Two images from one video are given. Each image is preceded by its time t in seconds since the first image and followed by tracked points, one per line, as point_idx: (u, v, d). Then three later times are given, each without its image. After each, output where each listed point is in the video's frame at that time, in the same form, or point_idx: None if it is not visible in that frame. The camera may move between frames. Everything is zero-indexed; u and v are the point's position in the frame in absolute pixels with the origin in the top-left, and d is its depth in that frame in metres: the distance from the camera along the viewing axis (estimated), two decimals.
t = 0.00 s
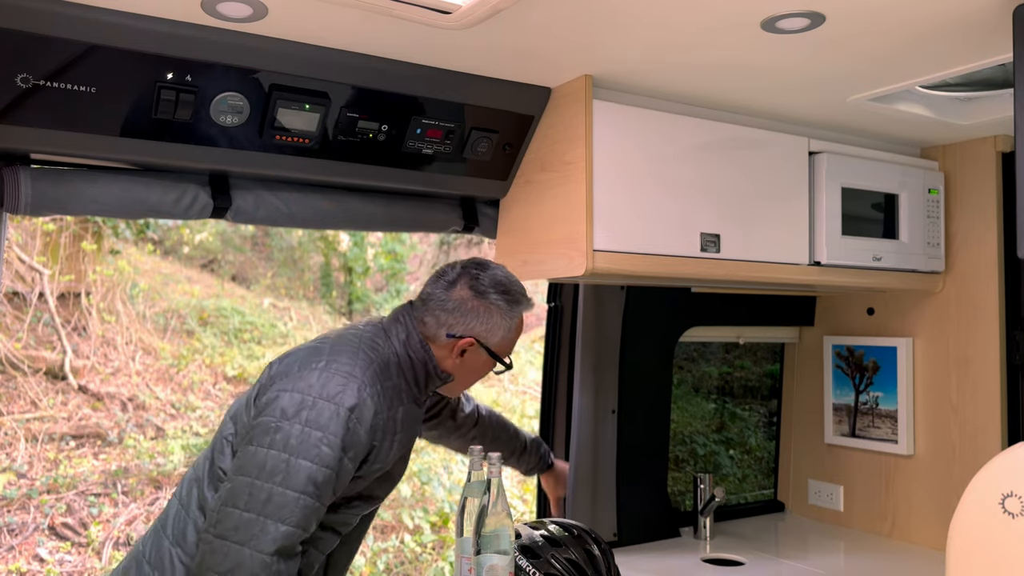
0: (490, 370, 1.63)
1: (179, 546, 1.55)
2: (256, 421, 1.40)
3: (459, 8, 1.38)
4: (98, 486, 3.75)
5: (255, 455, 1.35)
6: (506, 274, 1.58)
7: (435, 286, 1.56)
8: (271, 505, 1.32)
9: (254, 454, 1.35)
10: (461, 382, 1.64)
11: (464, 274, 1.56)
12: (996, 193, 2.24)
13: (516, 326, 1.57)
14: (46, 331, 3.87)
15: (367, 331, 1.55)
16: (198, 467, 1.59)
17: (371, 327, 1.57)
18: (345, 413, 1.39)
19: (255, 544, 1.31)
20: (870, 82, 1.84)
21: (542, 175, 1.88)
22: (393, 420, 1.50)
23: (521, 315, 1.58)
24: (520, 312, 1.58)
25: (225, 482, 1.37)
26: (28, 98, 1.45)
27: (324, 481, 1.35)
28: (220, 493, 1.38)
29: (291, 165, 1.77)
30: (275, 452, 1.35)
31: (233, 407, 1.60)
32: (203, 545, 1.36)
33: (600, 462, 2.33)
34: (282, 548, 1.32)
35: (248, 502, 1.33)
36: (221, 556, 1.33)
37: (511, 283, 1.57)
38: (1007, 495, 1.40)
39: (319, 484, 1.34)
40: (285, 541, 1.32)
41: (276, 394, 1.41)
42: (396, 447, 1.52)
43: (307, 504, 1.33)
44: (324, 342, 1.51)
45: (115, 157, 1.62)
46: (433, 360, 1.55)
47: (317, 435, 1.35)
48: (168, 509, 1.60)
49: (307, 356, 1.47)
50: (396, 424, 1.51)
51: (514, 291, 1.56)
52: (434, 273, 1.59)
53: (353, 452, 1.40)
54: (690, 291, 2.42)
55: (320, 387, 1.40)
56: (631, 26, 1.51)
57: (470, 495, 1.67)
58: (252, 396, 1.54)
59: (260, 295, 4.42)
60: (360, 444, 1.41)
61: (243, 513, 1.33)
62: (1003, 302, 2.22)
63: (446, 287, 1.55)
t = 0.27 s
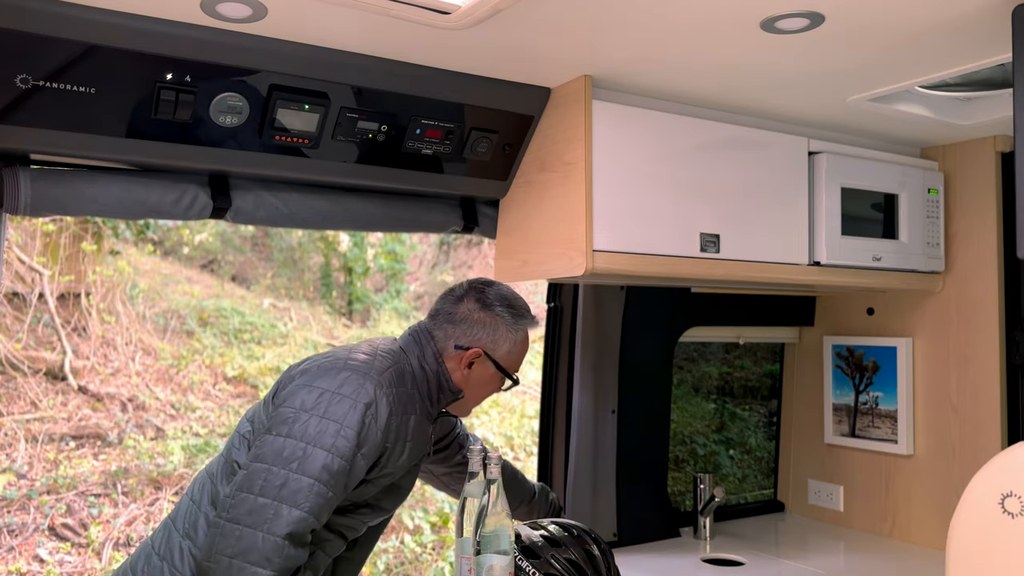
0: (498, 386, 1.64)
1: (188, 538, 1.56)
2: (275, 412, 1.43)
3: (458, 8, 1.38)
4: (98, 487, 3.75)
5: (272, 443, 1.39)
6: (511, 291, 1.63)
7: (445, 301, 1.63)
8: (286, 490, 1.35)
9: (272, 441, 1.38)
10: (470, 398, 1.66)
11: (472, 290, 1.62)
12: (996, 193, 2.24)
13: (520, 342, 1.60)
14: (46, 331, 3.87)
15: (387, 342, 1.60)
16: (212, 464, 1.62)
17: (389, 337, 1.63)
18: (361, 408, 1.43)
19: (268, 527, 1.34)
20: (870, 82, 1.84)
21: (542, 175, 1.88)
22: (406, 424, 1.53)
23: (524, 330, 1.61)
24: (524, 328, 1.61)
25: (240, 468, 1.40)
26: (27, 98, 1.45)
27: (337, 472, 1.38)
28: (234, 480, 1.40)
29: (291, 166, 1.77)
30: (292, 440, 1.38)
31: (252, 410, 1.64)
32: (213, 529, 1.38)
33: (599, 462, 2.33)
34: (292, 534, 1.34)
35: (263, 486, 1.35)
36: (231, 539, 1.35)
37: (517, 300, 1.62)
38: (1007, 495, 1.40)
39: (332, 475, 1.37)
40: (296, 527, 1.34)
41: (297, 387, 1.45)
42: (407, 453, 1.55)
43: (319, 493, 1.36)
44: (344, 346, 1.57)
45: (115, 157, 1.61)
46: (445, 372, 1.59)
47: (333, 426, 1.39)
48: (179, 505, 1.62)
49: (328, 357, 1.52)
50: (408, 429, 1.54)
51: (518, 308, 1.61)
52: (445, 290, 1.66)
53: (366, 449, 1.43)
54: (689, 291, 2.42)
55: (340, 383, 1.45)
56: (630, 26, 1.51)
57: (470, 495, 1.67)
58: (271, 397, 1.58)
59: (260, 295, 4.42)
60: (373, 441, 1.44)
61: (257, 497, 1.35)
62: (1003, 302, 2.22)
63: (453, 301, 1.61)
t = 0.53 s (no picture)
0: (493, 393, 1.67)
1: (186, 542, 1.56)
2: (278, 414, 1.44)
3: (459, 8, 1.39)
4: (98, 486, 3.75)
5: (276, 445, 1.39)
6: (507, 297, 1.67)
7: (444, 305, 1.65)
8: (290, 493, 1.36)
9: (276, 444, 1.39)
10: (466, 406, 1.68)
11: (470, 296, 1.65)
12: (996, 193, 2.24)
13: (518, 347, 1.64)
14: (46, 331, 3.87)
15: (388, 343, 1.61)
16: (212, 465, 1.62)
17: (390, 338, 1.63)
18: (366, 411, 1.43)
19: (272, 530, 1.35)
20: (870, 83, 1.84)
21: (542, 175, 1.88)
22: (409, 428, 1.54)
23: (521, 337, 1.65)
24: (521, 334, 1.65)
25: (244, 470, 1.40)
26: (28, 98, 1.45)
27: (341, 476, 1.39)
28: (237, 482, 1.41)
29: (291, 165, 1.77)
30: (297, 443, 1.39)
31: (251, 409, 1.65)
32: (216, 531, 1.38)
33: (599, 461, 2.34)
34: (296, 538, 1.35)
35: (268, 489, 1.36)
36: (235, 542, 1.36)
37: (513, 308, 1.66)
38: (1007, 495, 1.40)
39: (336, 479, 1.38)
40: (301, 531, 1.35)
41: (300, 389, 1.45)
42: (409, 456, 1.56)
43: (324, 496, 1.37)
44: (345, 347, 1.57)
45: (115, 157, 1.62)
46: (445, 381, 1.60)
47: (337, 429, 1.40)
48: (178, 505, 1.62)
49: (330, 358, 1.53)
50: (412, 432, 1.54)
51: (516, 314, 1.65)
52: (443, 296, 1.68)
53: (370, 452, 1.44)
54: (689, 291, 2.42)
55: (343, 385, 1.45)
56: (630, 26, 1.51)
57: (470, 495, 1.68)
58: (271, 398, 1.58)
59: (260, 295, 4.42)
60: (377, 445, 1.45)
61: (261, 501, 1.36)
62: (1003, 302, 2.22)
63: (453, 306, 1.64)
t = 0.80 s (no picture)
0: (492, 384, 1.67)
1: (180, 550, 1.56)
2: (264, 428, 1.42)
3: (459, 8, 1.39)
4: (98, 486, 3.75)
5: (261, 462, 1.38)
6: (508, 287, 1.65)
7: (441, 298, 1.63)
8: (275, 513, 1.34)
9: (261, 461, 1.37)
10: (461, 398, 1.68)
11: (468, 288, 1.63)
12: (996, 193, 2.24)
13: (518, 341, 1.62)
14: (46, 331, 3.87)
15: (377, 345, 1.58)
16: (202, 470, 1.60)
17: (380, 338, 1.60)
18: (352, 423, 1.41)
19: (259, 551, 1.33)
20: (870, 83, 1.84)
21: (542, 175, 1.88)
22: (399, 434, 1.51)
23: (523, 328, 1.63)
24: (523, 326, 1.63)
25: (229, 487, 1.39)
26: (27, 98, 1.45)
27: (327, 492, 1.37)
28: (223, 499, 1.40)
29: (291, 165, 1.77)
30: (282, 460, 1.37)
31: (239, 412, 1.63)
32: (204, 550, 1.38)
33: (599, 461, 2.35)
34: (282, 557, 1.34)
35: (253, 508, 1.35)
36: (220, 562, 1.35)
37: (514, 298, 1.64)
38: (1007, 495, 1.40)
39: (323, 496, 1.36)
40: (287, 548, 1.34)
41: (286, 402, 1.43)
42: (400, 461, 1.54)
43: (311, 513, 1.35)
44: (333, 351, 1.54)
45: (115, 157, 1.62)
46: (439, 374, 1.60)
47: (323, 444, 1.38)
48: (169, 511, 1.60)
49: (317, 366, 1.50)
50: (401, 438, 1.52)
51: (519, 306, 1.63)
52: (441, 286, 1.66)
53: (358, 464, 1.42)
54: (689, 291, 2.42)
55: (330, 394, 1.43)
56: (630, 26, 1.51)
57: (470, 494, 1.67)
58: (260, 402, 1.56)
59: (260, 295, 4.42)
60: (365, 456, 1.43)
61: (246, 520, 1.34)
62: (1003, 302, 2.22)
63: (451, 297, 1.62)
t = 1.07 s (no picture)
0: (478, 368, 1.60)
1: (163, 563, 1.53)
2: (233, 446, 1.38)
3: (459, 9, 1.38)
4: (98, 486, 3.75)
5: (234, 486, 1.34)
6: (497, 266, 1.57)
7: (424, 277, 1.56)
8: (255, 538, 1.31)
9: (235, 485, 1.34)
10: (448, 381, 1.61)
11: (451, 268, 1.55)
12: (996, 192, 2.24)
13: (505, 321, 1.56)
14: (46, 331, 3.86)
15: (346, 341, 1.51)
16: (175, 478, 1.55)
17: (349, 333, 1.53)
18: (325, 435, 1.36)
19: None
20: (870, 82, 1.84)
21: (542, 175, 1.88)
22: (375, 434, 1.46)
23: (512, 308, 1.56)
24: (512, 307, 1.56)
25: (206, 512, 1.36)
26: (27, 99, 1.45)
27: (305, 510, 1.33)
28: (202, 524, 1.37)
29: (291, 165, 1.77)
30: (256, 482, 1.33)
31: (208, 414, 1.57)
32: None
33: (599, 461, 2.33)
34: None
35: (231, 533, 1.32)
36: None
37: (501, 276, 1.56)
38: (1007, 495, 1.40)
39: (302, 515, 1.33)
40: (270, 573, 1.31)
41: (254, 419, 1.38)
42: (380, 460, 1.49)
43: (292, 534, 1.32)
44: (300, 354, 1.47)
45: (115, 157, 1.61)
46: (417, 364, 1.53)
47: (297, 461, 1.33)
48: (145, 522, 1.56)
49: (284, 372, 1.44)
50: (378, 438, 1.47)
51: (506, 286, 1.55)
52: (424, 265, 1.59)
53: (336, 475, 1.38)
54: (689, 291, 2.42)
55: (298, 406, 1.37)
56: (630, 26, 1.51)
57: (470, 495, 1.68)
58: (227, 407, 1.50)
59: (260, 295, 4.43)
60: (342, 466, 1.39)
61: (227, 547, 1.32)
62: (1003, 302, 2.22)
63: (434, 277, 1.54)
